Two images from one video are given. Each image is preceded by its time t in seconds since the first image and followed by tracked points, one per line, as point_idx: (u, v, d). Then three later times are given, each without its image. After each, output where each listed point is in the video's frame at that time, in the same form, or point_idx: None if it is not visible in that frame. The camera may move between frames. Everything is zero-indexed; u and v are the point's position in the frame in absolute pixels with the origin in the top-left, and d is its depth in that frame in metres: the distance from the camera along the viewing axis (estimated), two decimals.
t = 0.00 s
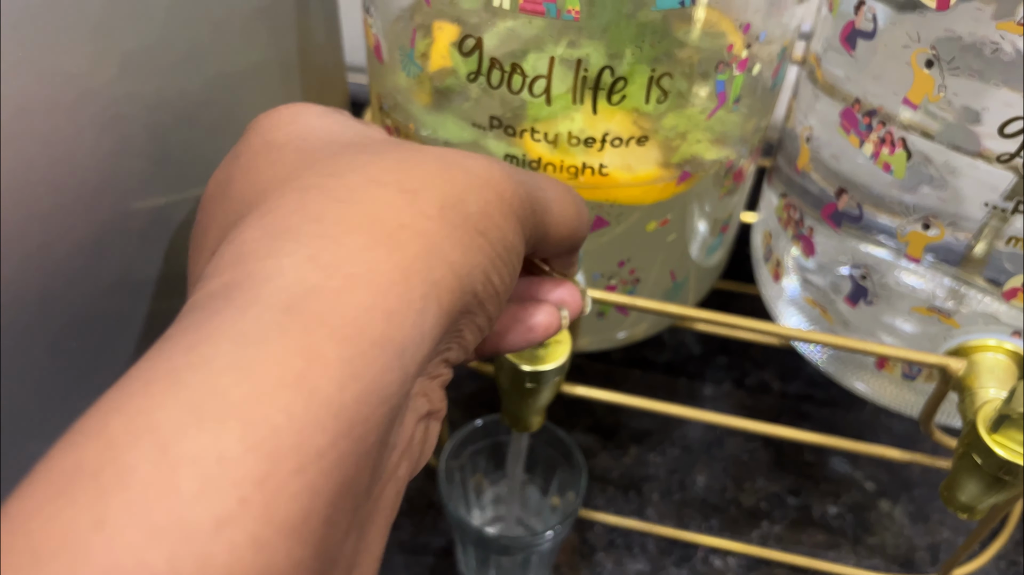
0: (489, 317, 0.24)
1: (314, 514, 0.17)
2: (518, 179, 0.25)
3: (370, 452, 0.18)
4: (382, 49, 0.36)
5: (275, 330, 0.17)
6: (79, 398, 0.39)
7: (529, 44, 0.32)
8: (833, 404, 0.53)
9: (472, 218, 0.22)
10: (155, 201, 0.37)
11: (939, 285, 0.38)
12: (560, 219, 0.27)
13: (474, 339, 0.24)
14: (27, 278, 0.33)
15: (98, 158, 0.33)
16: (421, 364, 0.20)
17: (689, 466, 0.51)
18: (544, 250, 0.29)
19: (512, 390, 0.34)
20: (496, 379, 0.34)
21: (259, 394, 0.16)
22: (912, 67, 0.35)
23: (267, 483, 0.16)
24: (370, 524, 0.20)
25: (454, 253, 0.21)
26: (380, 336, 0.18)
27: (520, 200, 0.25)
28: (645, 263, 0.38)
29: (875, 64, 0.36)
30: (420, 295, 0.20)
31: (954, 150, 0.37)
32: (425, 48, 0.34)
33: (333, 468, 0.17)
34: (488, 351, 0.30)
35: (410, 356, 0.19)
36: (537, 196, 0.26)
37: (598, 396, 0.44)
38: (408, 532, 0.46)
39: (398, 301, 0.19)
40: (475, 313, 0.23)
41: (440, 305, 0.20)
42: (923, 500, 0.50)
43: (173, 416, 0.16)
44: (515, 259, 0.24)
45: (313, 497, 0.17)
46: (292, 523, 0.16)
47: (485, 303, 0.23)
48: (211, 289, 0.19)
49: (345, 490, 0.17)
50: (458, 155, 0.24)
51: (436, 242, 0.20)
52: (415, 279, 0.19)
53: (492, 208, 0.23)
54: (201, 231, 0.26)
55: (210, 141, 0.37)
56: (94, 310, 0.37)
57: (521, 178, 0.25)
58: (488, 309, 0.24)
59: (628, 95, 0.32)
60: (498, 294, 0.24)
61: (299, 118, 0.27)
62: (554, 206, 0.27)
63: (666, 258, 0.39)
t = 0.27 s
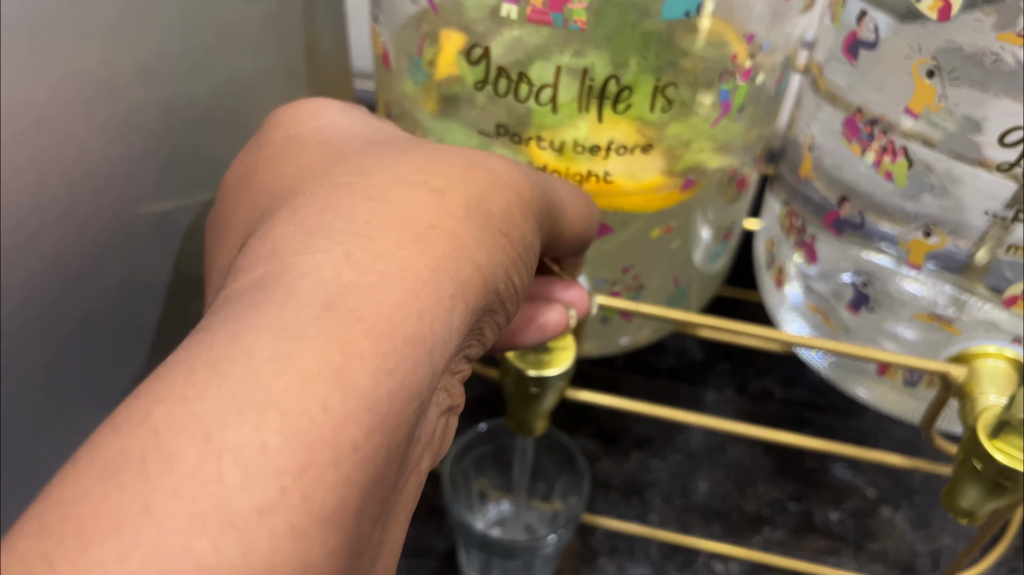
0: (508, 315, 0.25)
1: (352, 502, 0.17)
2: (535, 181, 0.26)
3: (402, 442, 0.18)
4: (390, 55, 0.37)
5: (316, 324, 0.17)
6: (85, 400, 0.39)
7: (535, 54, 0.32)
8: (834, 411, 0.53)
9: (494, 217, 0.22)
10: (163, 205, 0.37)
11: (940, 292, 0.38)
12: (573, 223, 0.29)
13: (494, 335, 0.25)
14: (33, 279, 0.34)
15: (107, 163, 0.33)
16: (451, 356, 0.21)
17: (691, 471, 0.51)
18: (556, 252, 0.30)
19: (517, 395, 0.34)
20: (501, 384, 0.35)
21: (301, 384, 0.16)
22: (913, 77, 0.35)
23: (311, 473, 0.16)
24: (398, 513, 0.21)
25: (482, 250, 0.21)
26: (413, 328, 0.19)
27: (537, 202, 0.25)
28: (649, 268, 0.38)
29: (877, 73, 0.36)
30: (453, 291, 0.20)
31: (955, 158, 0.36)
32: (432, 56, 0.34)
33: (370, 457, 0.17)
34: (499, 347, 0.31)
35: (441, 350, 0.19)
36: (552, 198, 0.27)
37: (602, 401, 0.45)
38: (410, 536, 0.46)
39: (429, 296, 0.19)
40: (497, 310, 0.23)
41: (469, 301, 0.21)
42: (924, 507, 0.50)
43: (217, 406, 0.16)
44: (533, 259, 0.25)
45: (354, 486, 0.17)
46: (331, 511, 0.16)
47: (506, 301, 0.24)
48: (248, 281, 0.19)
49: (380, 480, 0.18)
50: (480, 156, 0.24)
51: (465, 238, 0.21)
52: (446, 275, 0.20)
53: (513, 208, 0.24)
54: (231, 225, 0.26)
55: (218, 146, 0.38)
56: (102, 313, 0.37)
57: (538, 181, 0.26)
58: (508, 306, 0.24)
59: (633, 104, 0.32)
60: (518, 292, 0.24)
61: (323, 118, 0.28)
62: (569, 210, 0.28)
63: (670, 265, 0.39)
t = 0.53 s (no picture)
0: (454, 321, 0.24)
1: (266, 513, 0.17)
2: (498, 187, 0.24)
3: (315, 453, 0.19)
4: (400, 66, 0.37)
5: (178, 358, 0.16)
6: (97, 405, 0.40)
7: (544, 67, 0.33)
8: (838, 417, 0.53)
9: (450, 228, 0.22)
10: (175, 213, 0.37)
11: (944, 301, 0.39)
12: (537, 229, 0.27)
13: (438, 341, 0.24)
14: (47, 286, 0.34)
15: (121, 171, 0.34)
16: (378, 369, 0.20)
17: (696, 477, 0.52)
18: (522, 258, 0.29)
19: (525, 403, 0.35)
20: (510, 391, 0.35)
21: (231, 397, 0.16)
22: (918, 90, 0.36)
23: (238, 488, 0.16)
24: (318, 519, 0.20)
25: (426, 267, 0.21)
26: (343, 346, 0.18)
27: (496, 209, 0.24)
28: (655, 276, 0.39)
29: (883, 85, 0.37)
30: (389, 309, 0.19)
31: (959, 167, 0.36)
32: (442, 67, 0.35)
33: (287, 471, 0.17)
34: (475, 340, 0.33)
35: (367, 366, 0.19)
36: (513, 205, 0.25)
37: (609, 407, 0.45)
38: (416, 540, 0.46)
39: (363, 314, 0.19)
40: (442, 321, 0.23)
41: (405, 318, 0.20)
42: (927, 513, 0.50)
43: (159, 406, 0.15)
44: (484, 269, 0.24)
45: (269, 500, 0.17)
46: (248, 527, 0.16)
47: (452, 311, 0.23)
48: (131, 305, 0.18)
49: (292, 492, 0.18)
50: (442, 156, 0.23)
51: (410, 255, 0.20)
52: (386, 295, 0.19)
53: (471, 220, 0.22)
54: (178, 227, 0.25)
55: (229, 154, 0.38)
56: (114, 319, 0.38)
57: (502, 186, 0.24)
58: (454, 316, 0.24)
59: (640, 116, 0.33)
60: (465, 301, 0.24)
61: (269, 111, 0.25)
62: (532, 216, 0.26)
63: (675, 273, 0.39)
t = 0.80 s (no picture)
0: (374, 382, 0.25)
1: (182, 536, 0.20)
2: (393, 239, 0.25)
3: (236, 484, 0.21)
4: (412, 73, 0.38)
5: None
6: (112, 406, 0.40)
7: (554, 74, 0.33)
8: (844, 420, 0.53)
9: (338, 285, 0.22)
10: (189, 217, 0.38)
11: (950, 305, 0.39)
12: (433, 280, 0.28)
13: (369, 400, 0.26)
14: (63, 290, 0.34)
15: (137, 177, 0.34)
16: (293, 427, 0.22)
17: (702, 480, 0.52)
18: (421, 320, 0.31)
19: (535, 406, 0.35)
20: (520, 393, 0.35)
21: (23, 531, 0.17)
22: (926, 97, 0.36)
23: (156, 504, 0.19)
24: None
25: (304, 326, 0.22)
26: (230, 401, 0.20)
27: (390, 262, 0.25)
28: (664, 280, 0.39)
29: (890, 91, 0.37)
30: (270, 364, 0.21)
31: (966, 172, 0.37)
32: (452, 73, 0.35)
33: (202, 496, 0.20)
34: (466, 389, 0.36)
35: (271, 416, 0.21)
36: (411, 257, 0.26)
37: (616, 409, 0.45)
38: (425, 542, 0.47)
39: (240, 373, 0.20)
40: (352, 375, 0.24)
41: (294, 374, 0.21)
42: (933, 516, 0.50)
43: None
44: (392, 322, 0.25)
45: None
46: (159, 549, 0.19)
47: (359, 372, 0.24)
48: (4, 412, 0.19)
49: (202, 514, 0.20)
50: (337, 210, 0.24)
51: (288, 312, 0.21)
52: (263, 351, 0.21)
53: (361, 275, 0.23)
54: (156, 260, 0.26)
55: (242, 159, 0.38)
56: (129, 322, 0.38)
57: (397, 236, 0.25)
58: (366, 376, 0.25)
59: (649, 122, 0.33)
60: (374, 357, 0.25)
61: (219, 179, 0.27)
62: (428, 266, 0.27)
63: (684, 277, 0.40)
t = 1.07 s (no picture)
0: (296, 365, 0.22)
1: (79, 539, 0.19)
2: (297, 192, 0.22)
3: (159, 472, 0.20)
4: (416, 80, 0.38)
5: None
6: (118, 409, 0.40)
7: (556, 81, 0.34)
8: (844, 424, 0.54)
9: (216, 239, 0.20)
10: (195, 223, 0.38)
11: (950, 309, 0.39)
12: (353, 255, 0.25)
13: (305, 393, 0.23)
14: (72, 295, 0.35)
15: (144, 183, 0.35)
16: (180, 411, 0.19)
17: (703, 483, 0.52)
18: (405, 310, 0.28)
19: (537, 409, 0.35)
20: (522, 397, 0.36)
21: None
22: (925, 103, 0.36)
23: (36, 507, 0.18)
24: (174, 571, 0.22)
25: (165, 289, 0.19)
26: (92, 371, 0.19)
27: (290, 215, 0.22)
28: (665, 284, 0.39)
29: (890, 97, 0.37)
30: (133, 333, 0.19)
31: (965, 178, 0.37)
32: (455, 81, 0.36)
33: (92, 490, 0.19)
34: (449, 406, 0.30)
35: (150, 400, 0.19)
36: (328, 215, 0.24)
37: (617, 413, 0.45)
38: (427, 544, 0.47)
39: (95, 342, 0.19)
40: (254, 356, 0.21)
41: (169, 345, 0.19)
42: (933, 520, 0.51)
43: None
44: (299, 287, 0.21)
45: None
46: (46, 550, 0.18)
47: (259, 348, 0.21)
48: None
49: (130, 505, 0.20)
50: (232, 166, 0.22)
51: (143, 275, 0.19)
52: (123, 321, 0.19)
53: (246, 229, 0.21)
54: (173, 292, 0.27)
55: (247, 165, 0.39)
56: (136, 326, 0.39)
57: (302, 191, 0.23)
58: (275, 358, 0.21)
59: (650, 129, 0.33)
60: (279, 332, 0.21)
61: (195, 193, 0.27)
62: (347, 229, 0.24)
63: (685, 282, 0.40)
